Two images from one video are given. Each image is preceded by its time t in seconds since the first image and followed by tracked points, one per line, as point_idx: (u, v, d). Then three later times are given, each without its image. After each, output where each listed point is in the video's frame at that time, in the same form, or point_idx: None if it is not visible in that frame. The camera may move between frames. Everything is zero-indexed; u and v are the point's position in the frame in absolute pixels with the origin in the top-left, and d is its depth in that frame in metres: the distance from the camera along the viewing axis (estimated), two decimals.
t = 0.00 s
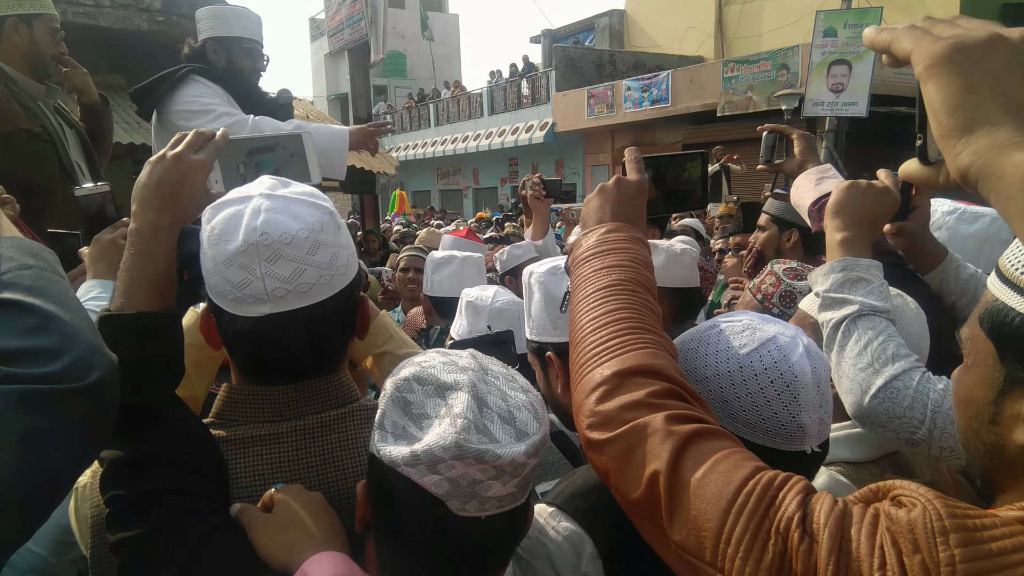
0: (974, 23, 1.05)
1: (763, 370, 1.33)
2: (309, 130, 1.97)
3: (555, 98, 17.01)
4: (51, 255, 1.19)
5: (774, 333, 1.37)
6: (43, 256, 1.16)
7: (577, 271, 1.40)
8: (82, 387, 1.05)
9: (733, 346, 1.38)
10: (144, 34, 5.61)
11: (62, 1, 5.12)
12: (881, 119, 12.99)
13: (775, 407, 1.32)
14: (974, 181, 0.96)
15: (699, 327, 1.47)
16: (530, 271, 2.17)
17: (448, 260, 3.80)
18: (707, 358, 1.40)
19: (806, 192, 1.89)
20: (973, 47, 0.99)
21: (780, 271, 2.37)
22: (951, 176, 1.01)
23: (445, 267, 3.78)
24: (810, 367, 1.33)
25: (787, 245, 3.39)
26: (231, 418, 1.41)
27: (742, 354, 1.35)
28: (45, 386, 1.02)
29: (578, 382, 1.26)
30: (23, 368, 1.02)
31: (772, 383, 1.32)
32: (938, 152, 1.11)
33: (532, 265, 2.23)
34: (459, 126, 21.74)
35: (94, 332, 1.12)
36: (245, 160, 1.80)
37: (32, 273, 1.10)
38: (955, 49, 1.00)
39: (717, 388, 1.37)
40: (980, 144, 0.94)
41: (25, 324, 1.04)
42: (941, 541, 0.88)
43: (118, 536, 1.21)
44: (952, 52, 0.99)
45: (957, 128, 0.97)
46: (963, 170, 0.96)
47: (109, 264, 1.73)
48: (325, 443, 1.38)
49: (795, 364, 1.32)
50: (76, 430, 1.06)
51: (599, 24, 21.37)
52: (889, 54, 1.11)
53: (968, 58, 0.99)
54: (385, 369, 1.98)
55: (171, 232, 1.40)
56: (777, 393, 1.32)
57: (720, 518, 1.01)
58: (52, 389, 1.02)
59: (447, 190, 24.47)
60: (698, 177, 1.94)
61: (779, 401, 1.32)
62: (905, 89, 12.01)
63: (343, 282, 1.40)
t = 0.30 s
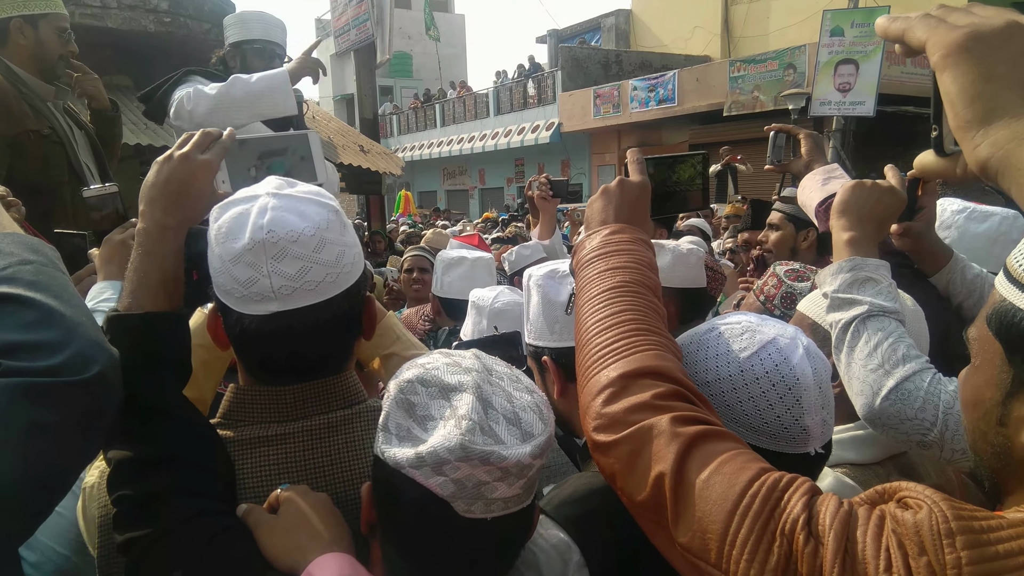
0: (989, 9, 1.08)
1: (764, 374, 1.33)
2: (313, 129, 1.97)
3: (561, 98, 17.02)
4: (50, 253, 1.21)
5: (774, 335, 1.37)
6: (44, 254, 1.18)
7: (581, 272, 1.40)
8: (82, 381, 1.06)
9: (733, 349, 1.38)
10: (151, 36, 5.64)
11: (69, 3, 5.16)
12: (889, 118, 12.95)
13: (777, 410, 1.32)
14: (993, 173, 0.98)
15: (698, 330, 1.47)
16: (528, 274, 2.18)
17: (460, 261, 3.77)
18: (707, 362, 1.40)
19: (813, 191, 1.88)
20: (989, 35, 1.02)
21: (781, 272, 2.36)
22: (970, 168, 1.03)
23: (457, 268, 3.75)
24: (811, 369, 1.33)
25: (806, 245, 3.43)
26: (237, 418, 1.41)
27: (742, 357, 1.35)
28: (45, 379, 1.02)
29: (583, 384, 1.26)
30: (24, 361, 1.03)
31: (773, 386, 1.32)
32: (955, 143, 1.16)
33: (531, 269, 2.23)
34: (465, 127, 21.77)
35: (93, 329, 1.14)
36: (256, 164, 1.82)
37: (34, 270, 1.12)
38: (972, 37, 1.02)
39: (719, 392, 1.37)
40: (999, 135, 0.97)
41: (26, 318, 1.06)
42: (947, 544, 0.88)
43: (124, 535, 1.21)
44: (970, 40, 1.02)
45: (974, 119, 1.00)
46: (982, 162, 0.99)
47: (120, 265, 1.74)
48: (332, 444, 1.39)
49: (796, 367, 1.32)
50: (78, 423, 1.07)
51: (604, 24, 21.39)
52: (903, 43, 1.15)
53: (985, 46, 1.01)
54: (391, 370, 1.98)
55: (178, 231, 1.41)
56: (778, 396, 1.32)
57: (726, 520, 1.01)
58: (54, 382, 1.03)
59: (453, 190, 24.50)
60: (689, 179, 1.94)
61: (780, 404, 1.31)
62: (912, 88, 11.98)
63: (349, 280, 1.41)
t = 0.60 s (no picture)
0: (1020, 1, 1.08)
1: (749, 378, 1.33)
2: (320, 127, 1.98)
3: (566, 98, 17.01)
4: (74, 248, 1.20)
5: (760, 338, 1.37)
6: (71, 250, 1.17)
7: (586, 271, 1.40)
8: (119, 371, 1.06)
9: (718, 354, 1.37)
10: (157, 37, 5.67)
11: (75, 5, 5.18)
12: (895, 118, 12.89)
13: (764, 414, 1.31)
14: None
15: (686, 334, 1.47)
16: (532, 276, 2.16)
17: (474, 264, 3.71)
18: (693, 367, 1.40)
19: (818, 191, 1.88)
20: (1021, 28, 1.02)
21: (786, 273, 2.36)
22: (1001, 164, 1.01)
23: (470, 270, 3.70)
24: (797, 372, 1.33)
25: (811, 245, 3.42)
26: (242, 419, 1.42)
27: (727, 362, 1.35)
28: (83, 371, 1.03)
29: (589, 384, 1.26)
30: (62, 355, 1.04)
31: (759, 389, 1.32)
32: (982, 138, 1.11)
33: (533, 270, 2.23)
34: (470, 127, 21.78)
35: (127, 321, 1.13)
36: (256, 164, 1.82)
37: (62, 266, 1.12)
38: (1003, 29, 1.02)
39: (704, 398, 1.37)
40: None
41: (59, 314, 1.06)
42: (953, 546, 0.87)
43: (130, 537, 1.22)
44: (1000, 33, 1.02)
45: (1006, 114, 0.99)
46: (1013, 158, 0.97)
47: (127, 269, 1.75)
48: (337, 445, 1.39)
49: (781, 370, 1.31)
50: (116, 415, 1.08)
51: (609, 25, 21.37)
52: (930, 35, 1.15)
53: (1015, 39, 1.01)
54: (398, 370, 1.98)
55: (185, 230, 1.42)
56: (765, 399, 1.31)
57: (729, 521, 1.01)
58: (90, 373, 1.03)
59: (459, 190, 24.51)
60: (696, 178, 1.92)
61: (767, 408, 1.31)
62: (919, 87, 11.92)
63: (356, 278, 1.42)
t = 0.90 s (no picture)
0: None
1: (750, 380, 1.33)
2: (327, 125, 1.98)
3: (570, 98, 17.01)
4: (95, 245, 1.18)
5: (760, 340, 1.37)
6: (91, 246, 1.15)
7: (587, 266, 1.40)
8: (149, 367, 1.05)
9: (720, 356, 1.37)
10: (163, 38, 5.69)
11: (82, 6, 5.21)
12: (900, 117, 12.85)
13: (766, 417, 1.31)
14: None
15: (688, 335, 1.46)
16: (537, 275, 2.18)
17: (481, 264, 3.72)
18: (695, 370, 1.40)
19: (822, 192, 1.87)
20: None
21: (792, 274, 2.36)
22: None
23: (477, 271, 3.71)
24: (798, 373, 1.33)
25: (815, 246, 3.42)
26: (247, 420, 1.42)
27: (729, 364, 1.35)
28: (114, 366, 1.02)
29: (591, 383, 1.26)
30: (92, 351, 1.02)
31: (760, 392, 1.32)
32: (1008, 140, 1.12)
33: (539, 268, 2.24)
34: (474, 127, 21.80)
35: (153, 319, 1.12)
36: (254, 163, 1.83)
37: (85, 264, 1.10)
38: None
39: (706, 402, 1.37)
40: None
41: (86, 311, 1.04)
42: (958, 551, 0.88)
43: (135, 537, 1.22)
44: None
45: None
46: None
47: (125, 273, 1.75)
48: (342, 446, 1.40)
49: (782, 372, 1.31)
50: (145, 414, 1.06)
51: (614, 24, 21.31)
52: (958, 40, 1.13)
53: None
54: (402, 370, 1.99)
55: (192, 227, 1.43)
56: (767, 402, 1.31)
57: (733, 524, 1.01)
58: (118, 369, 1.02)
59: (462, 191, 24.54)
60: (703, 178, 1.92)
61: (769, 411, 1.31)
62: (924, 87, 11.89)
63: (363, 275, 1.42)
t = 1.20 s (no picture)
0: None
1: (751, 384, 1.33)
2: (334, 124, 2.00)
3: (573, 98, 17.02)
4: (114, 248, 1.20)
5: (760, 342, 1.37)
6: (109, 249, 1.17)
7: (587, 264, 1.41)
8: (172, 370, 1.06)
9: (720, 359, 1.38)
10: (167, 38, 5.71)
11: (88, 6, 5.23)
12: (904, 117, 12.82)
13: (768, 420, 1.32)
14: None
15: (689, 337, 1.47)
16: (541, 275, 2.21)
17: (485, 265, 3.72)
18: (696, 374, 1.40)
19: (822, 192, 1.87)
20: None
21: (792, 273, 2.36)
22: None
23: (480, 271, 3.71)
24: (799, 375, 1.33)
25: (817, 247, 3.42)
26: (253, 420, 1.44)
27: (729, 368, 1.36)
28: (136, 370, 1.03)
29: (592, 384, 1.27)
30: (114, 355, 1.04)
31: (762, 395, 1.32)
32: (1018, 147, 1.13)
33: (544, 268, 2.26)
34: (477, 127, 21.81)
35: (174, 321, 1.13)
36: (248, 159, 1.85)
37: (105, 268, 1.11)
38: None
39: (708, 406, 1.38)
40: None
41: (106, 316, 1.06)
42: (963, 556, 0.88)
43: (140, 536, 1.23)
44: None
45: None
46: None
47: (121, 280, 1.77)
48: (347, 445, 1.41)
49: (783, 374, 1.32)
50: (169, 414, 1.08)
51: (617, 24, 21.29)
52: (969, 48, 1.14)
53: None
54: (405, 371, 2.00)
55: (199, 226, 1.43)
56: (767, 405, 1.32)
57: (737, 528, 1.02)
58: (142, 372, 1.03)
59: (465, 191, 24.56)
60: (692, 179, 1.91)
61: (771, 414, 1.32)
62: (927, 87, 11.86)
63: (369, 273, 1.43)
